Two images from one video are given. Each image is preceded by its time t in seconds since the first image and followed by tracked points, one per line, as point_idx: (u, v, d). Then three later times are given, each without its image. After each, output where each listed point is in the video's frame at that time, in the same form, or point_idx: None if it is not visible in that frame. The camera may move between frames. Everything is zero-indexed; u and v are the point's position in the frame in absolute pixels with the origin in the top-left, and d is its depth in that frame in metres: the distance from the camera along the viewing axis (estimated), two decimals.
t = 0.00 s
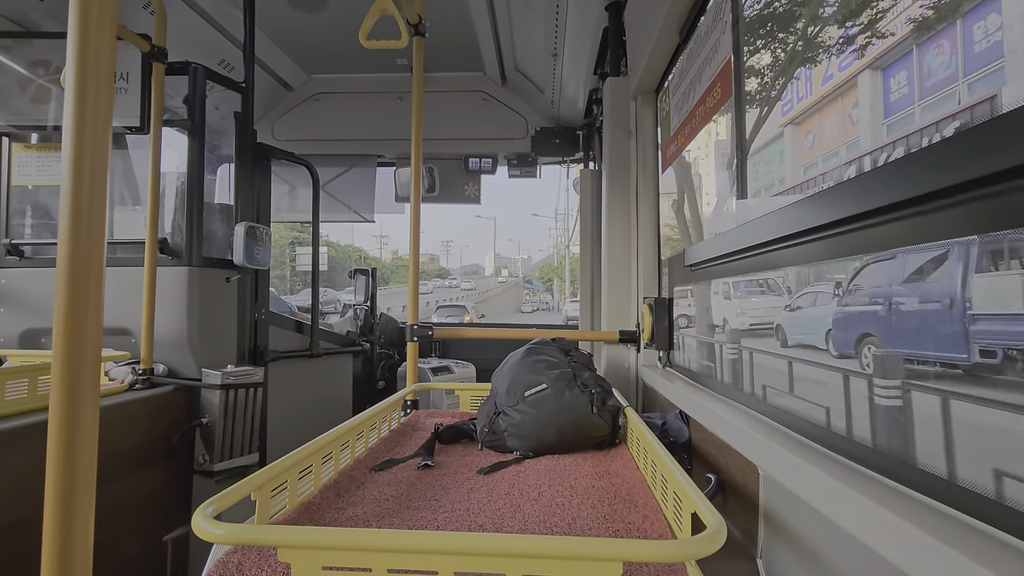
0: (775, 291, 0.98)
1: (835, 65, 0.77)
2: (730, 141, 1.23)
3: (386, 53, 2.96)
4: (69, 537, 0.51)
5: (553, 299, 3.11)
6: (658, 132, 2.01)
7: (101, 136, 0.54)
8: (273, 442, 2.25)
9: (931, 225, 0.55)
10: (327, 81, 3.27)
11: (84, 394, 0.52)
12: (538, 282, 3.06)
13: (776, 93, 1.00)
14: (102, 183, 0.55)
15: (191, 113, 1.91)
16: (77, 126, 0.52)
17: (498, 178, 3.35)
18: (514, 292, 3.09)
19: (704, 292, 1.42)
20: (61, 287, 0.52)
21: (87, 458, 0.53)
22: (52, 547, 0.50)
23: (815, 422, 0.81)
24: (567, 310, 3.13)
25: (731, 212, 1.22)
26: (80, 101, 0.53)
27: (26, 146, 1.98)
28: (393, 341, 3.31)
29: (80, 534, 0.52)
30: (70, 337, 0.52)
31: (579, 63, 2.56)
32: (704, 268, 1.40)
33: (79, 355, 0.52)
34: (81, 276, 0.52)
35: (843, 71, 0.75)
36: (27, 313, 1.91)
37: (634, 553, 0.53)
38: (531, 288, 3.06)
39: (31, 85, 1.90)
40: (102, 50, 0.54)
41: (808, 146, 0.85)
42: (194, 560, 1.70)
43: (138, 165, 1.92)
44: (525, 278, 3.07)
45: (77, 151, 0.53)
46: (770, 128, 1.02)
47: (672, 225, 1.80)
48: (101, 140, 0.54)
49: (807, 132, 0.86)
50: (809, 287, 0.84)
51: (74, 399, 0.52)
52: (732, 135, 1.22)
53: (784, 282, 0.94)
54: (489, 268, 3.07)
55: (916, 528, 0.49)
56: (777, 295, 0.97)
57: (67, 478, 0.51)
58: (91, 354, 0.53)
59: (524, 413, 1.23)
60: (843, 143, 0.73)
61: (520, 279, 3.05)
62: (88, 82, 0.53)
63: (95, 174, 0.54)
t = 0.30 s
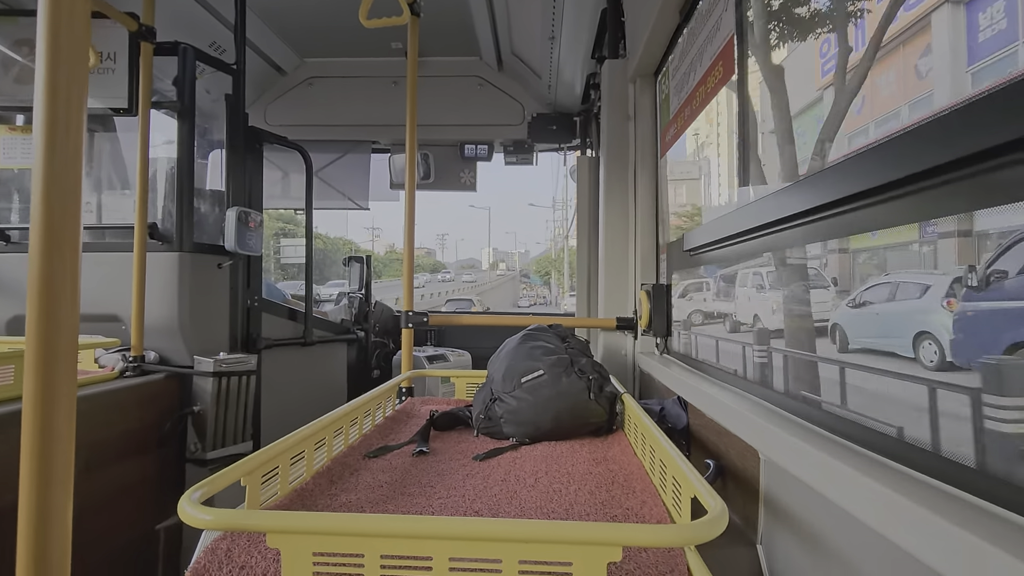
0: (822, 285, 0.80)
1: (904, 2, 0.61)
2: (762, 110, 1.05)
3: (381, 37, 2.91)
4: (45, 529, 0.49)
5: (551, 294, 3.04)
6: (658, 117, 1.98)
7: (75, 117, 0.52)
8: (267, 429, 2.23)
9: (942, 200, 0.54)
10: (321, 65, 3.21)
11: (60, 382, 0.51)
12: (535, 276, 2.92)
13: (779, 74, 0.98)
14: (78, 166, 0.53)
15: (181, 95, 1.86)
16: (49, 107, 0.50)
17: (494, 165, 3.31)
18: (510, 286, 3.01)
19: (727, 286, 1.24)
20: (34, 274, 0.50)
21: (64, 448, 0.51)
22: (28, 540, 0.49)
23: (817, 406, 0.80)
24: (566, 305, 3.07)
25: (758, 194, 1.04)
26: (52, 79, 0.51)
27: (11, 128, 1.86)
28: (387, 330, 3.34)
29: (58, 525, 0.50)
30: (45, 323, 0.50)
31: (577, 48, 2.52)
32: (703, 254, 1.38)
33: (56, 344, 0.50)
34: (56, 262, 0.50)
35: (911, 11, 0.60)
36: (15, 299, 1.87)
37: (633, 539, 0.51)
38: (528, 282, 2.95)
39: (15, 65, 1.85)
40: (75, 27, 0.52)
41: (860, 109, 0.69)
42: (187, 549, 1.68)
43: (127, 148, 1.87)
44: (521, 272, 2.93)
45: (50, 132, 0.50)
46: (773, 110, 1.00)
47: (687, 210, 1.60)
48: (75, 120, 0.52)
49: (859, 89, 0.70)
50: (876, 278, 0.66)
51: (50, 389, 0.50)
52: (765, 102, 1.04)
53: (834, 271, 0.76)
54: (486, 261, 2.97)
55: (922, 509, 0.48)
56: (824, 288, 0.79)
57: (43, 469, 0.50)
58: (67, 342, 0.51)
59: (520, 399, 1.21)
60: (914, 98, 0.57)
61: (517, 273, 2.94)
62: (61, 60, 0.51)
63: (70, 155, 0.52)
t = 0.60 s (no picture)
0: (887, 282, 0.63)
1: None
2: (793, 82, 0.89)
3: (375, 32, 2.89)
4: (32, 539, 0.49)
5: (551, 292, 3.03)
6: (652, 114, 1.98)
7: (56, 127, 0.52)
8: (262, 428, 2.23)
9: (930, 201, 0.54)
10: (314, 61, 3.19)
11: (43, 394, 0.50)
12: (534, 273, 2.95)
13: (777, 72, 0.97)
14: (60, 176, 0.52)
15: (172, 92, 1.85)
16: (30, 109, 0.50)
17: (490, 161, 3.30)
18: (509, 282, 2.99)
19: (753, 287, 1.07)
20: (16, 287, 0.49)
21: (49, 458, 0.51)
22: (14, 546, 0.49)
23: (808, 406, 0.80)
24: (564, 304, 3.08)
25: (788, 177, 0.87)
26: (31, 89, 0.50)
27: None
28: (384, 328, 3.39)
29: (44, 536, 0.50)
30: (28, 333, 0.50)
31: (571, 44, 2.51)
32: (697, 252, 1.38)
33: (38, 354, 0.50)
34: (38, 272, 0.50)
35: None
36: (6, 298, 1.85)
37: (623, 541, 0.51)
38: (527, 280, 2.95)
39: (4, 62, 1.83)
40: (55, 38, 0.51)
41: (933, 66, 0.54)
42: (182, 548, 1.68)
43: (118, 147, 1.85)
44: (520, 268, 2.95)
45: (30, 142, 0.50)
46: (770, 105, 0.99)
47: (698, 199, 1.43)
48: (55, 130, 0.52)
49: (935, 41, 0.55)
50: (954, 275, 0.52)
51: (34, 400, 0.50)
52: (801, 70, 0.88)
53: (904, 265, 0.59)
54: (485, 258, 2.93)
55: (908, 510, 0.48)
56: (891, 286, 0.62)
57: (29, 481, 0.50)
58: (49, 355, 0.51)
59: (514, 398, 1.21)
60: None
61: (516, 270, 2.95)
62: (40, 69, 0.50)
63: (51, 164, 0.51)
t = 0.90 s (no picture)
0: (1007, 277, 0.46)
1: None
2: (842, 41, 0.74)
3: (380, 30, 2.89)
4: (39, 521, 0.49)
5: (554, 291, 3.02)
6: (658, 112, 1.97)
7: (69, 103, 0.52)
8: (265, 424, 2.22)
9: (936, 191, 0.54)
10: (319, 58, 3.19)
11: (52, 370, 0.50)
12: (537, 272, 2.89)
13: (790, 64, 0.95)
14: (71, 151, 0.52)
15: (178, 86, 1.84)
16: (42, 87, 0.50)
17: (494, 160, 3.30)
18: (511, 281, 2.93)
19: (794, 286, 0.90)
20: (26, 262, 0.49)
21: (57, 436, 0.51)
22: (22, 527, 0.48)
23: (820, 400, 0.79)
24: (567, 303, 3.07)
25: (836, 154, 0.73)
26: (44, 65, 0.50)
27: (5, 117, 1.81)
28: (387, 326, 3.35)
29: (53, 512, 0.50)
30: (37, 308, 0.49)
31: (577, 42, 2.50)
32: (704, 248, 1.38)
33: (48, 331, 0.50)
34: (48, 246, 0.49)
35: None
36: (10, 291, 1.84)
37: (637, 532, 0.50)
38: (529, 278, 2.88)
39: (10, 54, 1.82)
40: (69, 13, 0.51)
41: None
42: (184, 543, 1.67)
43: (123, 141, 1.85)
44: (523, 268, 2.88)
45: (42, 117, 0.50)
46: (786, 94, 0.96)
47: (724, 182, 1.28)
48: (68, 106, 0.51)
49: None
50: None
51: (42, 376, 0.49)
52: (853, 23, 0.72)
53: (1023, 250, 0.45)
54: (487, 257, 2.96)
55: (927, 499, 0.47)
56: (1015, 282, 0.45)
57: (38, 457, 0.49)
58: (61, 329, 0.50)
59: (519, 394, 1.20)
60: None
61: (518, 269, 2.88)
62: (52, 45, 0.50)
63: (64, 140, 0.51)
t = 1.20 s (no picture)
0: None
1: None
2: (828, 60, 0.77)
3: (381, 38, 2.92)
4: (49, 520, 0.51)
5: (554, 291, 3.01)
6: (655, 121, 2.00)
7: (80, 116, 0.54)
8: (265, 428, 2.24)
9: (933, 209, 0.56)
10: (321, 65, 3.22)
11: (64, 373, 0.52)
12: (537, 272, 2.91)
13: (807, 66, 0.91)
14: (81, 162, 0.54)
15: (181, 94, 1.87)
16: (56, 103, 0.52)
17: (493, 166, 3.33)
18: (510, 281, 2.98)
19: (848, 295, 0.74)
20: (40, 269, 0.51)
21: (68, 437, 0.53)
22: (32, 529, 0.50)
23: (813, 409, 0.81)
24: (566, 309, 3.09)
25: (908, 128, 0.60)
26: (58, 83, 0.52)
27: (12, 125, 1.84)
28: (386, 331, 3.39)
29: (61, 509, 0.52)
30: (50, 313, 0.51)
31: (576, 52, 2.53)
32: (700, 257, 1.40)
33: (59, 334, 0.52)
34: (61, 255, 0.52)
35: None
36: (14, 296, 1.85)
37: (627, 539, 0.52)
38: (529, 278, 2.91)
39: (16, 62, 1.85)
40: (81, 30, 0.53)
41: None
42: (184, 548, 1.68)
43: (127, 148, 1.87)
44: (524, 267, 2.91)
45: (56, 130, 0.52)
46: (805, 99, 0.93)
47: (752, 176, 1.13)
48: (79, 119, 0.54)
49: None
50: None
51: (53, 378, 0.51)
52: None
53: None
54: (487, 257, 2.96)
55: (913, 514, 0.49)
56: None
57: (48, 456, 0.51)
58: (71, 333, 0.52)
59: (518, 400, 1.22)
60: None
61: (518, 269, 2.91)
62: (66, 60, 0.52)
63: (75, 152, 0.53)
